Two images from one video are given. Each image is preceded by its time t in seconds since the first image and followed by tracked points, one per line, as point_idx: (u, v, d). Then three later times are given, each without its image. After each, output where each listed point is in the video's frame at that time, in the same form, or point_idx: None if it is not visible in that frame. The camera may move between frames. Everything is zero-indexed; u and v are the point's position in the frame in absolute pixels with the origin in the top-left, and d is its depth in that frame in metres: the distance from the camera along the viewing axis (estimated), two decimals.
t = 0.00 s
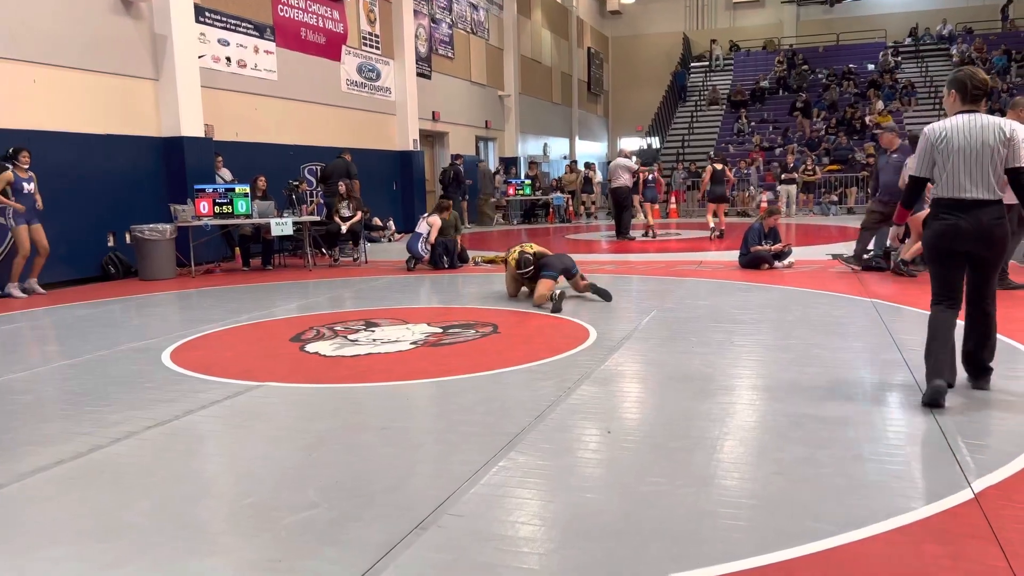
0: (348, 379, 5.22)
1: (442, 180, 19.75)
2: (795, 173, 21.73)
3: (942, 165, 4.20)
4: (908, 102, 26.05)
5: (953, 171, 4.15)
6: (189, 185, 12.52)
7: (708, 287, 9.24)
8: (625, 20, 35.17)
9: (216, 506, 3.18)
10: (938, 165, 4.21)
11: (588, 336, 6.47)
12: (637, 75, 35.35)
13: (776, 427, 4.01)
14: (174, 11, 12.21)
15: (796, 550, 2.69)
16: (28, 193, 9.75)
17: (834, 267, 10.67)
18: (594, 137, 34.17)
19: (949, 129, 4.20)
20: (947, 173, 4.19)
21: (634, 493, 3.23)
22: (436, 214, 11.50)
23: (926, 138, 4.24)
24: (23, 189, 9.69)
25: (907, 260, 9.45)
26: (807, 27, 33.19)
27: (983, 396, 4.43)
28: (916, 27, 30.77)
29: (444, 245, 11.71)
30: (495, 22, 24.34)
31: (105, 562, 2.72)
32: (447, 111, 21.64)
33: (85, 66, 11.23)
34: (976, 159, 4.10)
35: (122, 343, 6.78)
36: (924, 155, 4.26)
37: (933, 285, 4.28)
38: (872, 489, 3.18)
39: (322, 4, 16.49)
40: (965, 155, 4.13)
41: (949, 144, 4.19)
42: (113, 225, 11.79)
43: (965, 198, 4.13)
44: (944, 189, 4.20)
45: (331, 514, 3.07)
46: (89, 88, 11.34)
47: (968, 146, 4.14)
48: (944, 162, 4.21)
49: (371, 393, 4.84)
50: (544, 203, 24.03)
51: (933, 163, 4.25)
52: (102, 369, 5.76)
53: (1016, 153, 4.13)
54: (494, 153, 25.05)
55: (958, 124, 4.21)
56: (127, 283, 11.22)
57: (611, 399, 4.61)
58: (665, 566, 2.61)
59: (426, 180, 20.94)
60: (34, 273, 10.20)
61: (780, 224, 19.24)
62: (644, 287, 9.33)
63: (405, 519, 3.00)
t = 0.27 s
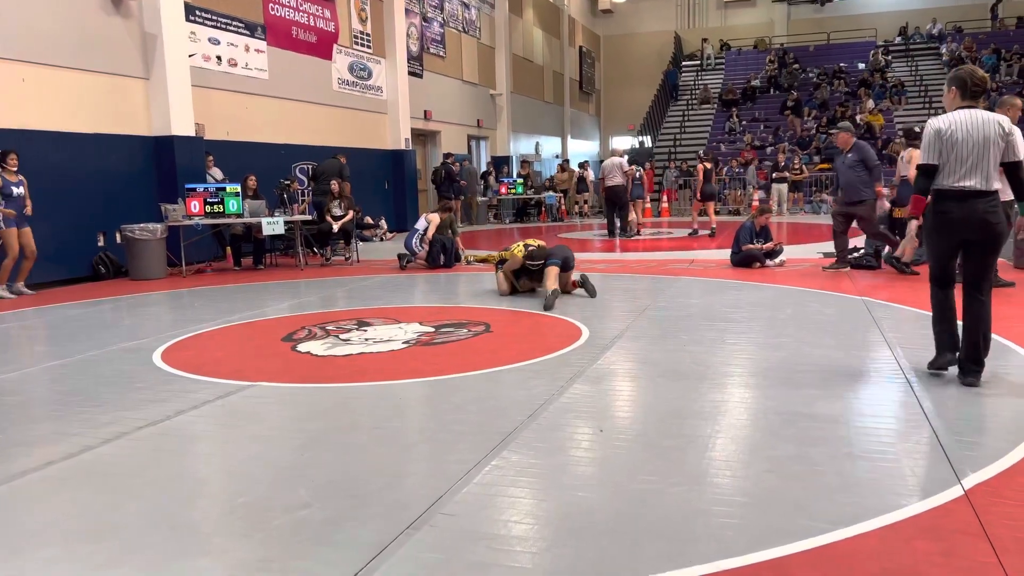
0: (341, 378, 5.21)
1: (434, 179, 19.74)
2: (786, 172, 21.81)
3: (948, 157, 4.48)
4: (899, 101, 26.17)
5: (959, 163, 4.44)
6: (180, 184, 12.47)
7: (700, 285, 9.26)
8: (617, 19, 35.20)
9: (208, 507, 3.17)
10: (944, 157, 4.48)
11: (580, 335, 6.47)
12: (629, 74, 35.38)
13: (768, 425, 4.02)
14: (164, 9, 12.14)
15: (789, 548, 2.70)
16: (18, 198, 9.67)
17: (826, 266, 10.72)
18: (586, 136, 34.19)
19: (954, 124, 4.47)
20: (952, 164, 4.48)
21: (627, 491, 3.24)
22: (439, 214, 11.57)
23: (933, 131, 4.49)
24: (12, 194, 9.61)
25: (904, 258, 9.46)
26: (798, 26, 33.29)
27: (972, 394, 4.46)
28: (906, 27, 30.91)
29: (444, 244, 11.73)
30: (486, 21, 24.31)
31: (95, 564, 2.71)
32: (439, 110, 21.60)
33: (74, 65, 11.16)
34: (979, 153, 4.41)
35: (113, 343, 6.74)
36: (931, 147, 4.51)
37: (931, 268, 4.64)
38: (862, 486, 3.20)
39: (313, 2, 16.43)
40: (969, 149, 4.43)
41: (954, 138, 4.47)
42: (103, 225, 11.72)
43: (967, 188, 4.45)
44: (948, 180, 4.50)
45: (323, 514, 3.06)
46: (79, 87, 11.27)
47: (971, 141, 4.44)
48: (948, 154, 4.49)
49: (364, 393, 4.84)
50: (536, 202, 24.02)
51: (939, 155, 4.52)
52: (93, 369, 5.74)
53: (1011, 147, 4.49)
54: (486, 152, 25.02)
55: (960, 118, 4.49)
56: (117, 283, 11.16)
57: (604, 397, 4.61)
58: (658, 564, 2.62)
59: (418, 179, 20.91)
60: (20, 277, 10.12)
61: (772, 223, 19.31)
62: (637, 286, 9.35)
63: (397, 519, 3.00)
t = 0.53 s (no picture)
0: (334, 379, 5.20)
1: (428, 180, 19.72)
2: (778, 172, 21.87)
3: (941, 163, 4.76)
4: (891, 101, 26.28)
5: (952, 169, 4.72)
6: (172, 185, 12.42)
7: (693, 285, 9.29)
8: (610, 19, 35.26)
9: (201, 508, 3.16)
10: (937, 164, 4.76)
11: (574, 335, 6.48)
12: (622, 74, 35.43)
13: (761, 424, 4.04)
14: (155, 9, 12.09)
15: (784, 546, 2.71)
16: (8, 200, 9.54)
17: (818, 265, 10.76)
18: (579, 136, 34.21)
19: (944, 132, 4.76)
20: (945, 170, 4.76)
21: (620, 490, 3.24)
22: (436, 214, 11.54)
23: (925, 140, 4.77)
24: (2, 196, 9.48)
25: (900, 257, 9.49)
26: (790, 26, 33.39)
27: (964, 392, 4.49)
28: (898, 27, 31.03)
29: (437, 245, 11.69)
30: (479, 21, 24.30)
31: (89, 564, 2.70)
32: (432, 110, 21.58)
33: (66, 65, 11.11)
34: (971, 158, 4.69)
35: (105, 344, 6.72)
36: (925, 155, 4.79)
37: (931, 269, 4.99)
38: (855, 485, 3.21)
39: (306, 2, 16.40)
40: (961, 155, 4.71)
41: (945, 146, 4.75)
42: (95, 226, 11.67)
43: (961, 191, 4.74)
44: (942, 185, 4.78)
45: (317, 514, 3.06)
46: (70, 87, 11.21)
47: (963, 147, 4.72)
48: (941, 161, 4.77)
49: (357, 393, 4.83)
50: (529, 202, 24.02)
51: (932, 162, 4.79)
52: (85, 370, 5.71)
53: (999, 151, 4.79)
54: (479, 152, 25.01)
55: (949, 127, 4.78)
56: (109, 284, 11.11)
57: (597, 397, 4.62)
58: (652, 563, 2.62)
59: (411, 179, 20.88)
60: (19, 278, 10.09)
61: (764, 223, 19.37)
62: (630, 286, 9.37)
63: (391, 519, 3.00)
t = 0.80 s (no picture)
0: (329, 380, 5.19)
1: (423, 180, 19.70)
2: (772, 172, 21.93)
3: (922, 163, 5.06)
4: (885, 101, 26.37)
5: (932, 169, 5.02)
6: (166, 186, 12.38)
7: (688, 285, 9.30)
8: (605, 20, 35.29)
9: (197, 509, 3.16)
10: (919, 163, 5.07)
11: (569, 335, 6.48)
12: (617, 75, 35.46)
13: (756, 425, 4.04)
14: (150, 9, 12.05)
15: (779, 546, 2.72)
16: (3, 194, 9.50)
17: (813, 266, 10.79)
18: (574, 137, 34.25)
19: (928, 133, 5.04)
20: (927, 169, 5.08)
21: (617, 490, 3.25)
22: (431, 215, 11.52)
23: (908, 141, 5.08)
24: None
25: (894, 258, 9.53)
26: (784, 27, 33.48)
27: (958, 392, 4.50)
28: (892, 28, 31.13)
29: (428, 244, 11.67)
30: (474, 22, 24.29)
31: (84, 566, 2.70)
32: (427, 111, 21.56)
33: (59, 65, 11.07)
34: (952, 159, 4.98)
35: (100, 345, 6.69)
36: (906, 155, 5.11)
37: (920, 264, 5.14)
38: (850, 485, 3.22)
39: (300, 3, 16.37)
40: (942, 155, 5.00)
41: (927, 147, 5.04)
42: (89, 227, 11.63)
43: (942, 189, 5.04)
44: (923, 183, 5.08)
45: (313, 515, 3.06)
46: (63, 87, 11.16)
47: (944, 147, 5.00)
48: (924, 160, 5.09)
49: (352, 394, 4.83)
50: (525, 202, 24.03)
51: (914, 161, 5.12)
52: (79, 372, 5.69)
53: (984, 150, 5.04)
54: (475, 153, 24.99)
55: (934, 127, 5.05)
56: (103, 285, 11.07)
57: (592, 397, 4.62)
58: (648, 563, 2.63)
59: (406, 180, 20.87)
60: (14, 276, 10.03)
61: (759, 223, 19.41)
62: (625, 286, 9.38)
63: (387, 519, 3.00)
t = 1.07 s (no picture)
0: (327, 380, 5.20)
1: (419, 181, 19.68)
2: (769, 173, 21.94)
3: (919, 167, 5.22)
4: (882, 102, 26.42)
5: (928, 172, 5.17)
6: (163, 187, 12.37)
7: (686, 286, 9.31)
8: (602, 20, 35.34)
9: (195, 510, 3.15)
10: (916, 167, 5.23)
11: (567, 336, 6.49)
12: (614, 75, 35.50)
13: (754, 425, 4.05)
14: (147, 9, 12.04)
15: (778, 546, 2.72)
16: None
17: (810, 266, 10.82)
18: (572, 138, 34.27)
19: (924, 139, 5.21)
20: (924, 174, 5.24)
21: (615, 491, 3.25)
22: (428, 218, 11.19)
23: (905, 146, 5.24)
24: None
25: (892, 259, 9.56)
26: (782, 28, 33.55)
27: (955, 392, 4.52)
28: (889, 29, 31.20)
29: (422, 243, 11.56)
30: (472, 23, 24.30)
31: (83, 567, 2.69)
32: (425, 111, 21.57)
33: (57, 66, 11.05)
34: (948, 162, 5.14)
35: (97, 346, 6.68)
36: (904, 160, 5.28)
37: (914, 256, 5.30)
38: (847, 485, 3.23)
39: (298, 4, 16.37)
40: (939, 160, 5.16)
41: (925, 153, 5.20)
42: (86, 228, 11.61)
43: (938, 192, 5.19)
44: (921, 187, 5.23)
45: (312, 516, 3.06)
46: (60, 88, 11.14)
47: (941, 153, 5.17)
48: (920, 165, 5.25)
49: (350, 394, 4.83)
50: (523, 203, 24.06)
51: (911, 165, 5.29)
52: (76, 373, 5.68)
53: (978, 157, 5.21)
54: (472, 154, 25.01)
55: (931, 133, 5.22)
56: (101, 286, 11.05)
57: (590, 398, 4.63)
58: (647, 563, 2.63)
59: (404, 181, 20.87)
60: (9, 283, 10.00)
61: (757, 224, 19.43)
62: (623, 287, 9.39)
63: (386, 520, 3.00)
